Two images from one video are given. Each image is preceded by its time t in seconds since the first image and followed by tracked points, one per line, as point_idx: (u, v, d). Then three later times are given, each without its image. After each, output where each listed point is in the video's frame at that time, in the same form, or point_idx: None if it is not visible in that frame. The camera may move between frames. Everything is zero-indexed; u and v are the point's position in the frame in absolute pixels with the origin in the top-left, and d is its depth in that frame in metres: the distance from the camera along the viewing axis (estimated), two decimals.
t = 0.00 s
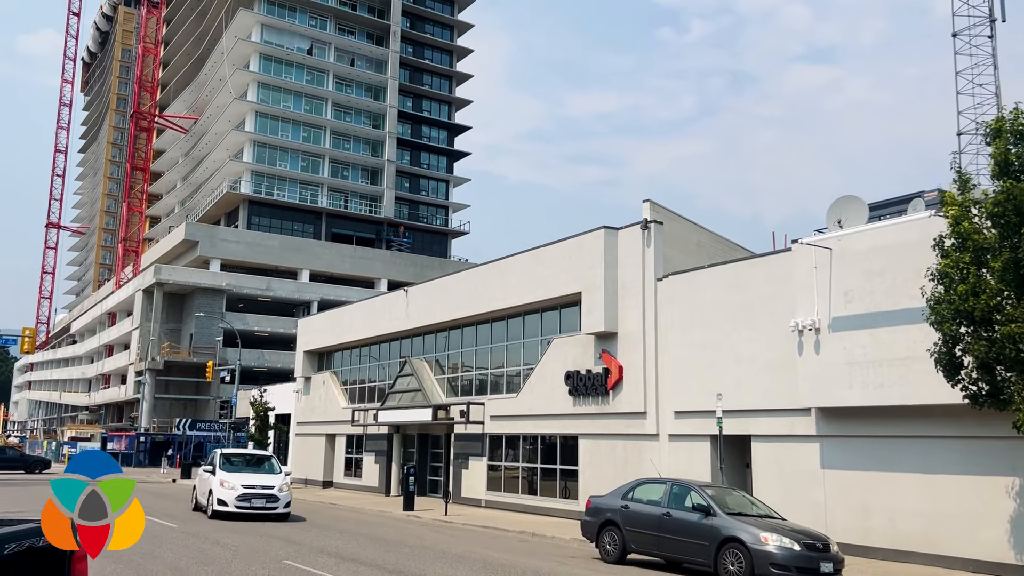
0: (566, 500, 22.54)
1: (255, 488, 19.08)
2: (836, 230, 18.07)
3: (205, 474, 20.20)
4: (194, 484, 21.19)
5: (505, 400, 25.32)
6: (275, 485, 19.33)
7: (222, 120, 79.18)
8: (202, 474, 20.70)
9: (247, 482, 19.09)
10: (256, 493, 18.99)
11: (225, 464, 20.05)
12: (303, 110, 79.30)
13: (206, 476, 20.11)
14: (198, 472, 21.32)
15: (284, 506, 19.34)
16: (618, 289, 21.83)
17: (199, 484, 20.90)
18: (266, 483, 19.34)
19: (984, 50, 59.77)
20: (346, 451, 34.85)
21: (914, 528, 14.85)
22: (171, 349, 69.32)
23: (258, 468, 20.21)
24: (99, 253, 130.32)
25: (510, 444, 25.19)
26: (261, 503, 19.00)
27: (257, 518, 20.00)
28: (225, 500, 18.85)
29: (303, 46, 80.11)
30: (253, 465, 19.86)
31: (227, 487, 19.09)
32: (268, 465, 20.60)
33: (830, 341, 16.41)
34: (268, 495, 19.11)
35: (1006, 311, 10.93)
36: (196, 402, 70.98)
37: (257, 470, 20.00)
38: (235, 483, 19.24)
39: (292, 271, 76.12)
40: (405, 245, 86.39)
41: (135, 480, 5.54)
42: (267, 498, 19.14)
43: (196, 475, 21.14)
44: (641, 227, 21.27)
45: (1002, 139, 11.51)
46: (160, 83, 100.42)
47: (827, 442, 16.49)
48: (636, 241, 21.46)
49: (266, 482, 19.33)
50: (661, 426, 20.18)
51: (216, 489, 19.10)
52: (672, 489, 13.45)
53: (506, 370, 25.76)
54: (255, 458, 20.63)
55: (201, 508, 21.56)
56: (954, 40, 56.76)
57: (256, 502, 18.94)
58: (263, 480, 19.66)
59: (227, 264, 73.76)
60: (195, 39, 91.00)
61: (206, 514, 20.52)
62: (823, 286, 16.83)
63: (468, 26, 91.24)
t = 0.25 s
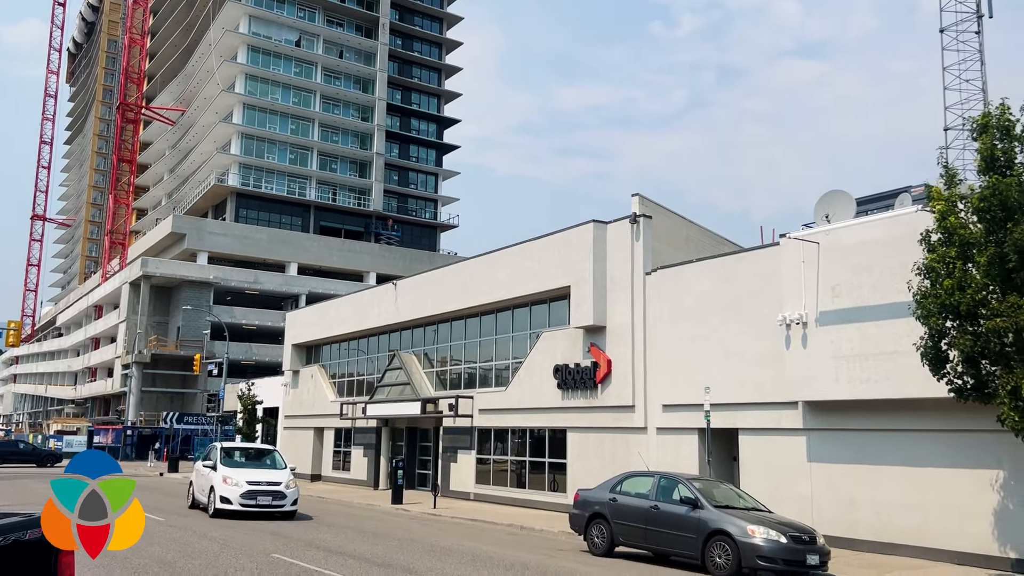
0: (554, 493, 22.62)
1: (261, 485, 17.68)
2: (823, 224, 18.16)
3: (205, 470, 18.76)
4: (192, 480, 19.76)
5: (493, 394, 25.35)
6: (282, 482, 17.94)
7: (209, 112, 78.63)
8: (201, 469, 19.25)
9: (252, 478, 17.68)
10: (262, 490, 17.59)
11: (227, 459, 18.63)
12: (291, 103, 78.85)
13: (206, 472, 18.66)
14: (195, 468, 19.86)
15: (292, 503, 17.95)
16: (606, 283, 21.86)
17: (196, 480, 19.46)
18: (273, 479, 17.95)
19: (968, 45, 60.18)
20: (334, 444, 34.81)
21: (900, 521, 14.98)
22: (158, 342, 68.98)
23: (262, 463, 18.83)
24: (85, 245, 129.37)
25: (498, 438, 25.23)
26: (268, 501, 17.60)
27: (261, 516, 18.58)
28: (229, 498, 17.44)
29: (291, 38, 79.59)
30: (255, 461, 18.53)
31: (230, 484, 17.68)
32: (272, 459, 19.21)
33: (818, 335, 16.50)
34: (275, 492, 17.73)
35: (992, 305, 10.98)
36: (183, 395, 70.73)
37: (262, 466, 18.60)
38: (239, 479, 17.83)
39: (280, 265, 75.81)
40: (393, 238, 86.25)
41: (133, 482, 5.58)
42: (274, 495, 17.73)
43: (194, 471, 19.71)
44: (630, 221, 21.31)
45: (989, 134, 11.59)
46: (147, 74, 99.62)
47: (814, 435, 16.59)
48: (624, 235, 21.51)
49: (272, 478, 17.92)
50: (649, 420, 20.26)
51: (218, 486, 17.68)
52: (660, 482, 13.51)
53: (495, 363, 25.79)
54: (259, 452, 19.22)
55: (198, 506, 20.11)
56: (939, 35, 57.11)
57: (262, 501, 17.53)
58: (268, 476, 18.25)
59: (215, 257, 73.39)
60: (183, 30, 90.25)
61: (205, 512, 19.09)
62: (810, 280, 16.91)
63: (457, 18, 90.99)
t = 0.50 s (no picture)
0: (541, 486, 22.68)
1: (273, 483, 16.36)
2: (810, 219, 18.24)
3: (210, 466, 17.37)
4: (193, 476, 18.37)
5: (481, 387, 25.35)
6: (296, 479, 16.64)
7: (195, 103, 78.01)
8: (204, 465, 17.87)
9: (263, 476, 16.36)
10: (275, 488, 16.28)
11: (233, 454, 17.24)
12: (278, 95, 78.34)
13: (211, 468, 17.28)
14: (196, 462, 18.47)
15: (306, 502, 16.66)
16: (594, 277, 21.89)
17: (198, 476, 18.07)
18: (285, 476, 16.62)
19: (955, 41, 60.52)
20: (321, 438, 34.71)
21: (884, 513, 15.11)
22: (143, 336, 68.58)
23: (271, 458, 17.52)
24: (69, 237, 128.37)
25: (486, 431, 25.23)
26: (281, 500, 16.30)
27: (271, 516, 17.27)
28: (239, 497, 16.10)
29: (278, 29, 79.02)
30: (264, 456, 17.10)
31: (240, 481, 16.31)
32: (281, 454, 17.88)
33: (803, 328, 16.59)
34: (288, 491, 16.44)
35: (975, 299, 11.06)
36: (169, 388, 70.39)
37: (271, 461, 17.27)
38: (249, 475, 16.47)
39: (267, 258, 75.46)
40: (381, 232, 86.05)
41: (130, 482, 7.11)
42: (287, 494, 16.43)
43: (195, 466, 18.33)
44: (619, 215, 21.32)
45: (974, 129, 11.66)
46: (132, 65, 98.77)
47: (800, 428, 16.69)
48: (612, 229, 21.53)
49: (284, 475, 16.60)
50: (636, 413, 20.32)
51: (226, 484, 16.32)
52: (647, 475, 13.55)
53: (483, 357, 25.78)
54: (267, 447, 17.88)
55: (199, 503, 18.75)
56: (926, 30, 57.40)
57: (275, 500, 16.22)
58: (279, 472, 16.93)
59: (201, 250, 72.94)
60: (168, 20, 89.47)
61: (207, 509, 17.75)
62: (796, 274, 16.99)
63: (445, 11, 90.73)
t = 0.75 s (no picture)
0: (531, 481, 22.73)
1: (290, 482, 15.27)
2: (799, 215, 18.30)
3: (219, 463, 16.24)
4: (199, 474, 17.22)
5: (471, 382, 25.36)
6: (314, 479, 15.58)
7: (183, 97, 77.49)
8: (212, 463, 16.75)
9: (280, 475, 15.27)
10: (293, 488, 15.21)
11: (244, 452, 16.09)
12: (267, 88, 77.92)
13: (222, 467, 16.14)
14: (201, 459, 17.32)
15: (324, 503, 15.60)
16: (584, 272, 21.91)
17: (206, 475, 16.92)
18: (303, 475, 15.55)
19: (942, 37, 60.71)
20: (311, 432, 34.64)
21: (871, 507, 15.21)
22: (131, 330, 68.25)
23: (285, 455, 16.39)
24: (56, 231, 127.50)
25: (476, 426, 25.24)
26: (299, 501, 15.23)
27: (285, 516, 16.24)
28: (254, 498, 15.03)
29: (267, 23, 78.56)
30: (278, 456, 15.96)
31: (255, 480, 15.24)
32: (295, 450, 16.76)
33: (792, 324, 16.65)
34: (306, 490, 15.37)
35: (963, 295, 11.12)
36: (157, 383, 70.13)
37: (285, 459, 16.16)
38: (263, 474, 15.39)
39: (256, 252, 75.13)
40: (371, 226, 85.85)
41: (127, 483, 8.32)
42: (305, 494, 15.37)
43: (202, 463, 17.17)
44: (609, 210, 21.34)
45: (962, 126, 11.70)
46: (120, 58, 98.05)
47: (789, 422, 16.77)
48: (602, 225, 21.54)
49: (302, 474, 15.52)
50: (626, 408, 20.37)
51: (240, 485, 15.19)
52: (636, 469, 13.59)
53: (473, 352, 25.77)
54: (279, 443, 16.77)
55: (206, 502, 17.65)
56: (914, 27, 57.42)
57: (293, 501, 15.15)
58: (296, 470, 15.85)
59: (189, 244, 72.56)
60: (156, 13, 88.80)
61: (216, 511, 16.67)
62: (785, 270, 17.05)
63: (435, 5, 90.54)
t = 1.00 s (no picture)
0: (520, 476, 22.77)
1: (319, 484, 13.87)
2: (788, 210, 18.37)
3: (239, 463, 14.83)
4: (214, 474, 15.83)
5: (460, 377, 25.34)
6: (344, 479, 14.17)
7: (171, 90, 76.95)
8: (229, 462, 15.34)
9: (307, 475, 13.86)
10: (322, 489, 13.82)
11: (265, 450, 14.69)
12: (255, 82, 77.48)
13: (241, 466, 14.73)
14: (216, 458, 15.95)
15: (355, 505, 14.21)
16: (574, 267, 21.92)
17: (221, 475, 15.52)
18: (332, 475, 14.14)
19: (930, 34, 60.98)
20: (300, 428, 34.54)
21: (858, 501, 15.30)
22: (119, 325, 67.89)
23: (309, 454, 14.96)
24: (42, 225, 126.57)
25: (465, 421, 25.25)
26: (329, 504, 13.83)
27: (309, 520, 14.84)
28: (280, 501, 13.62)
29: (255, 16, 78.07)
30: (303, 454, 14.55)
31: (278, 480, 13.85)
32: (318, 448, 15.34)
33: (781, 319, 16.71)
34: (337, 492, 13.96)
35: (949, 291, 11.19)
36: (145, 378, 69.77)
37: (309, 458, 14.74)
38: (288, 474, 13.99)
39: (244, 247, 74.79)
40: (360, 221, 85.63)
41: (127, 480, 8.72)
42: (336, 496, 13.95)
43: (218, 462, 15.77)
44: (598, 206, 21.35)
45: (949, 122, 11.76)
46: (107, 51, 97.33)
47: (777, 417, 16.84)
48: (592, 220, 21.55)
49: (331, 474, 14.10)
50: (615, 402, 20.42)
51: (263, 487, 13.79)
52: (625, 464, 13.62)
53: (462, 347, 25.74)
54: (303, 440, 15.35)
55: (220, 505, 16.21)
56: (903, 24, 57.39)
57: (322, 504, 13.75)
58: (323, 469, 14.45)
59: (177, 239, 72.16)
60: (143, 5, 88.16)
61: (234, 514, 15.33)
62: (774, 265, 17.11)
63: None
